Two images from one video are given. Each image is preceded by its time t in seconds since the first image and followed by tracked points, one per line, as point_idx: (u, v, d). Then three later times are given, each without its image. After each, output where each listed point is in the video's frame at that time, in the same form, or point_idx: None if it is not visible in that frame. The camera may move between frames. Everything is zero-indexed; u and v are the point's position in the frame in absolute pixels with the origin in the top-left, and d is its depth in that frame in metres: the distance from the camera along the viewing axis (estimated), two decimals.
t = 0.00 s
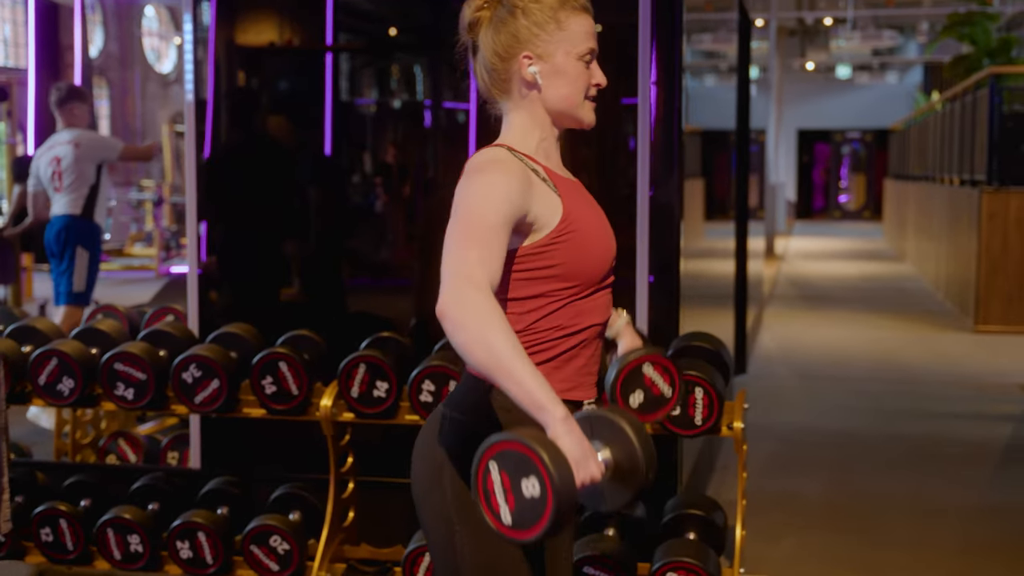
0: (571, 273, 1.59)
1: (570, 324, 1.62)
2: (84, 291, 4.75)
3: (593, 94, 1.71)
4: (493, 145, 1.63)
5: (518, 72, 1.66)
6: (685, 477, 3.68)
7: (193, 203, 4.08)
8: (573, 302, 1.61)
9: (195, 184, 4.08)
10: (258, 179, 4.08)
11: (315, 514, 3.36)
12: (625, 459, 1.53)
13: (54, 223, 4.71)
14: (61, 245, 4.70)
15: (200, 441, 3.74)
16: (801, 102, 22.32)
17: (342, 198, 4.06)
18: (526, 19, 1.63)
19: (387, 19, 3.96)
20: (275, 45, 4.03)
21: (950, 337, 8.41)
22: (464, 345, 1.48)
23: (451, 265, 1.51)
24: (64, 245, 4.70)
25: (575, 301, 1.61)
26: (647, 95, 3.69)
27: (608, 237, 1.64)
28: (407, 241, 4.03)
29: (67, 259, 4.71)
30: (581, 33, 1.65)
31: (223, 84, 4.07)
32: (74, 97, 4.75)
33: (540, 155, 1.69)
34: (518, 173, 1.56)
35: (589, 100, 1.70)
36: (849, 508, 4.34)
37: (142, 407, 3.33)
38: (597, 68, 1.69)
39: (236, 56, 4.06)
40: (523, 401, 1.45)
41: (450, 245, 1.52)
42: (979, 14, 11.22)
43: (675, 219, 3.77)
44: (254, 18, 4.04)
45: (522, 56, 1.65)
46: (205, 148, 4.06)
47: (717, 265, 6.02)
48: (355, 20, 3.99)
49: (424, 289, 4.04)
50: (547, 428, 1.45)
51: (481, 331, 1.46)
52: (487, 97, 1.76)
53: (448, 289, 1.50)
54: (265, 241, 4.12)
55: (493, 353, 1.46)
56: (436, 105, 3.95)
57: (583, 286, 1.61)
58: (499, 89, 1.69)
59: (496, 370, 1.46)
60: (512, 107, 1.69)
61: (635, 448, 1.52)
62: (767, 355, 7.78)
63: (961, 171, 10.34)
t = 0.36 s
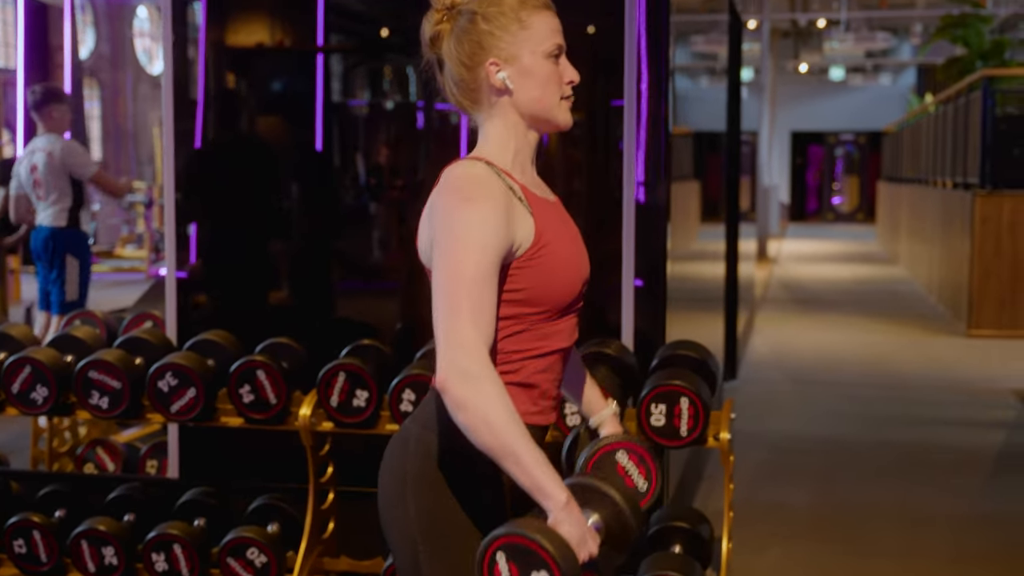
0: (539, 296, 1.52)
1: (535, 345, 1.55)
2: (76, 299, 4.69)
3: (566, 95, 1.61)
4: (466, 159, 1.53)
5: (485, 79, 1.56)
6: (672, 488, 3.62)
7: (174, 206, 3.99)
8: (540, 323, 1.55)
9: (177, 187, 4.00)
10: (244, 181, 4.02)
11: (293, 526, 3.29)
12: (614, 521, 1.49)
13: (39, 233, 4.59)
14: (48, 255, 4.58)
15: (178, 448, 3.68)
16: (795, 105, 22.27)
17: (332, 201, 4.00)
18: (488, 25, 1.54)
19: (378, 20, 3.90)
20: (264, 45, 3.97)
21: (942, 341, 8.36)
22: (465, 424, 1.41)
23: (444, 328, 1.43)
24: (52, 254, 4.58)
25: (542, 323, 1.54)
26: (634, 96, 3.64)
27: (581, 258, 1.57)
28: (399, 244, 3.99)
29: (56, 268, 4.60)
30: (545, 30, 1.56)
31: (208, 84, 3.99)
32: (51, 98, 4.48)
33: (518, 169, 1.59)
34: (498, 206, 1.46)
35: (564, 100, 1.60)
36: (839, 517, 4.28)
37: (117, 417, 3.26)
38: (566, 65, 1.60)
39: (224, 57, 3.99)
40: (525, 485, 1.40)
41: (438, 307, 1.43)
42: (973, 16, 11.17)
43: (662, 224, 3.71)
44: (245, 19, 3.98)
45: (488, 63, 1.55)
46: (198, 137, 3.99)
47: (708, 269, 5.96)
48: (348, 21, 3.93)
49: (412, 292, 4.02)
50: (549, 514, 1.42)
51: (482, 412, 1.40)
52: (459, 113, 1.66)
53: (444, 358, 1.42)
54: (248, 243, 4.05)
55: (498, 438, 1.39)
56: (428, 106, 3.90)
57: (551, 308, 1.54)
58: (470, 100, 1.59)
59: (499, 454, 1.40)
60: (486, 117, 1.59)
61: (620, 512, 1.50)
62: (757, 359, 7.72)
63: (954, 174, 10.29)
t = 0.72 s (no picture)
0: (550, 334, 1.49)
1: (539, 382, 1.51)
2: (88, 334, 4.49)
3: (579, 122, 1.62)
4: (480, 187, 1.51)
5: (494, 110, 1.58)
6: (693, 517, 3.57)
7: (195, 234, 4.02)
8: (545, 359, 1.51)
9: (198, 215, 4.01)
10: (265, 206, 4.04)
11: (310, 556, 3.26)
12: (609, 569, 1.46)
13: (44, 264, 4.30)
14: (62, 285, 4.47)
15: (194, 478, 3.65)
16: (820, 129, 22.19)
17: (357, 227, 4.03)
18: (493, 55, 1.56)
19: (401, 47, 3.93)
20: (286, 74, 4.00)
21: (970, 367, 8.27)
22: (481, 475, 1.38)
23: (461, 376, 1.40)
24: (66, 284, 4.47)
25: (548, 359, 1.51)
26: (653, 121, 3.64)
27: (590, 295, 1.54)
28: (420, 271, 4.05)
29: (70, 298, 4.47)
30: (552, 58, 1.57)
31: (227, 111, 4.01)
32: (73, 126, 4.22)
33: (533, 200, 1.59)
34: (515, 246, 1.43)
35: (576, 127, 1.60)
36: (865, 546, 4.21)
37: (132, 446, 3.24)
38: (576, 92, 1.61)
39: (248, 86, 4.02)
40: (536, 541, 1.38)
41: (455, 353, 1.40)
42: (999, 39, 11.11)
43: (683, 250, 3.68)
44: (269, 47, 4.00)
45: (496, 94, 1.57)
46: (222, 159, 4.00)
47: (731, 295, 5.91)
48: (372, 49, 3.95)
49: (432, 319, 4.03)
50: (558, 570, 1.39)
51: (498, 466, 1.37)
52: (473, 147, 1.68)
53: (460, 405, 1.39)
54: (269, 268, 4.08)
55: (514, 493, 1.37)
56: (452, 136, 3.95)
57: (558, 345, 1.51)
58: (480, 133, 1.60)
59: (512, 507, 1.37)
60: (498, 148, 1.60)
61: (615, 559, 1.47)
62: (784, 385, 7.65)
63: (981, 199, 10.21)
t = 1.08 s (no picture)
0: (643, 332, 1.45)
1: (628, 380, 1.48)
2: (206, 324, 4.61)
3: (671, 116, 1.55)
4: (573, 181, 1.48)
5: (585, 106, 1.52)
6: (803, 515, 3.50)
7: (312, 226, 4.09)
8: (637, 357, 1.48)
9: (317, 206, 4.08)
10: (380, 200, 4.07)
11: (415, 548, 3.27)
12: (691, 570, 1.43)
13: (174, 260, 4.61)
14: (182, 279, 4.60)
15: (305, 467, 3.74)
16: (952, 119, 21.62)
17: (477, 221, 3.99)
18: (584, 50, 1.51)
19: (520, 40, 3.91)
20: (404, 69, 4.01)
21: None
22: (578, 479, 1.38)
23: (555, 379, 1.39)
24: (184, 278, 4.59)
25: (638, 358, 1.47)
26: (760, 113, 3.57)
27: (684, 292, 1.49)
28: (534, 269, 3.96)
29: (190, 292, 4.60)
30: (644, 50, 1.51)
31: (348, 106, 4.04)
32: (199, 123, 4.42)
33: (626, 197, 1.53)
34: (607, 246, 1.40)
35: (668, 121, 1.54)
36: (987, 549, 4.08)
37: (241, 436, 3.30)
38: (669, 85, 1.54)
39: (366, 82, 4.04)
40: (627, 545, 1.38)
41: (547, 357, 1.40)
42: None
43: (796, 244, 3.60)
44: (390, 43, 4.02)
45: (586, 90, 1.51)
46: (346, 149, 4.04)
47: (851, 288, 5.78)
48: (493, 44, 3.93)
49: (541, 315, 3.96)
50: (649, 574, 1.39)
51: (593, 472, 1.37)
52: (565, 144, 1.61)
53: (558, 406, 1.38)
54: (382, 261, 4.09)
55: (610, 498, 1.36)
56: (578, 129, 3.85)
57: (649, 343, 1.47)
58: (572, 129, 1.54)
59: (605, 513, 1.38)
60: (591, 144, 1.54)
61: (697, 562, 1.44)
62: (907, 381, 7.48)
63: None
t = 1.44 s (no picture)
0: (669, 354, 1.42)
1: (653, 401, 1.45)
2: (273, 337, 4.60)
3: (714, 138, 1.49)
4: (605, 200, 1.46)
5: (624, 127, 1.48)
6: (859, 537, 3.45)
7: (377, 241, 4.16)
8: (663, 379, 1.44)
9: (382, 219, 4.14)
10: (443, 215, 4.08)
11: (465, 562, 3.28)
12: None
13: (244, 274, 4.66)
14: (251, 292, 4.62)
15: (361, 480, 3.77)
16: None
17: (545, 236, 3.96)
18: (624, 70, 1.47)
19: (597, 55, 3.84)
20: (474, 85, 4.02)
21: None
22: (605, 499, 1.36)
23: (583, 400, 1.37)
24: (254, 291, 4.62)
25: (664, 381, 1.44)
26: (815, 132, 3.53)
27: (714, 314, 1.45)
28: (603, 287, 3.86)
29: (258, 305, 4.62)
30: (685, 71, 1.46)
31: (424, 123, 4.09)
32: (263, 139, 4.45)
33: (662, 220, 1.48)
34: (633, 265, 1.37)
35: (709, 144, 1.48)
36: None
37: (296, 448, 3.33)
38: (712, 106, 1.48)
39: (438, 98, 4.07)
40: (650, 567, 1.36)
41: (575, 377, 1.37)
42: None
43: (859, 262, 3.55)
44: (468, 58, 4.03)
45: (625, 110, 1.47)
46: (417, 164, 4.09)
47: (921, 307, 5.70)
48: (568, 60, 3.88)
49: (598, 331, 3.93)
50: None
51: (624, 492, 1.34)
52: (611, 164, 1.58)
53: (587, 425, 1.37)
54: (444, 276, 4.11)
55: (635, 519, 1.34)
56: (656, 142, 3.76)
57: (674, 365, 1.43)
58: (612, 148, 1.51)
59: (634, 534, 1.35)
60: (630, 163, 1.50)
61: None
62: (983, 400, 7.34)
63: None
